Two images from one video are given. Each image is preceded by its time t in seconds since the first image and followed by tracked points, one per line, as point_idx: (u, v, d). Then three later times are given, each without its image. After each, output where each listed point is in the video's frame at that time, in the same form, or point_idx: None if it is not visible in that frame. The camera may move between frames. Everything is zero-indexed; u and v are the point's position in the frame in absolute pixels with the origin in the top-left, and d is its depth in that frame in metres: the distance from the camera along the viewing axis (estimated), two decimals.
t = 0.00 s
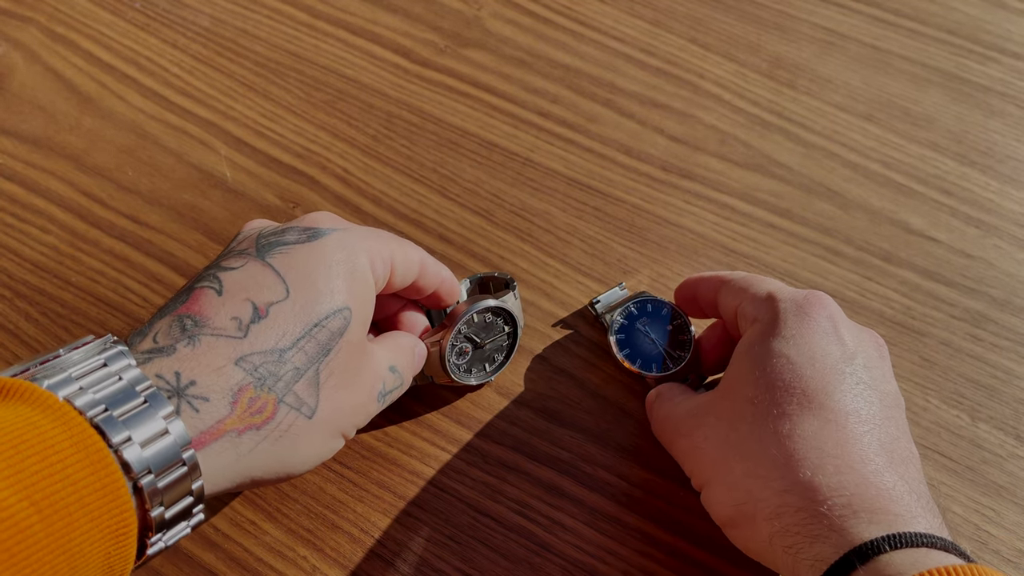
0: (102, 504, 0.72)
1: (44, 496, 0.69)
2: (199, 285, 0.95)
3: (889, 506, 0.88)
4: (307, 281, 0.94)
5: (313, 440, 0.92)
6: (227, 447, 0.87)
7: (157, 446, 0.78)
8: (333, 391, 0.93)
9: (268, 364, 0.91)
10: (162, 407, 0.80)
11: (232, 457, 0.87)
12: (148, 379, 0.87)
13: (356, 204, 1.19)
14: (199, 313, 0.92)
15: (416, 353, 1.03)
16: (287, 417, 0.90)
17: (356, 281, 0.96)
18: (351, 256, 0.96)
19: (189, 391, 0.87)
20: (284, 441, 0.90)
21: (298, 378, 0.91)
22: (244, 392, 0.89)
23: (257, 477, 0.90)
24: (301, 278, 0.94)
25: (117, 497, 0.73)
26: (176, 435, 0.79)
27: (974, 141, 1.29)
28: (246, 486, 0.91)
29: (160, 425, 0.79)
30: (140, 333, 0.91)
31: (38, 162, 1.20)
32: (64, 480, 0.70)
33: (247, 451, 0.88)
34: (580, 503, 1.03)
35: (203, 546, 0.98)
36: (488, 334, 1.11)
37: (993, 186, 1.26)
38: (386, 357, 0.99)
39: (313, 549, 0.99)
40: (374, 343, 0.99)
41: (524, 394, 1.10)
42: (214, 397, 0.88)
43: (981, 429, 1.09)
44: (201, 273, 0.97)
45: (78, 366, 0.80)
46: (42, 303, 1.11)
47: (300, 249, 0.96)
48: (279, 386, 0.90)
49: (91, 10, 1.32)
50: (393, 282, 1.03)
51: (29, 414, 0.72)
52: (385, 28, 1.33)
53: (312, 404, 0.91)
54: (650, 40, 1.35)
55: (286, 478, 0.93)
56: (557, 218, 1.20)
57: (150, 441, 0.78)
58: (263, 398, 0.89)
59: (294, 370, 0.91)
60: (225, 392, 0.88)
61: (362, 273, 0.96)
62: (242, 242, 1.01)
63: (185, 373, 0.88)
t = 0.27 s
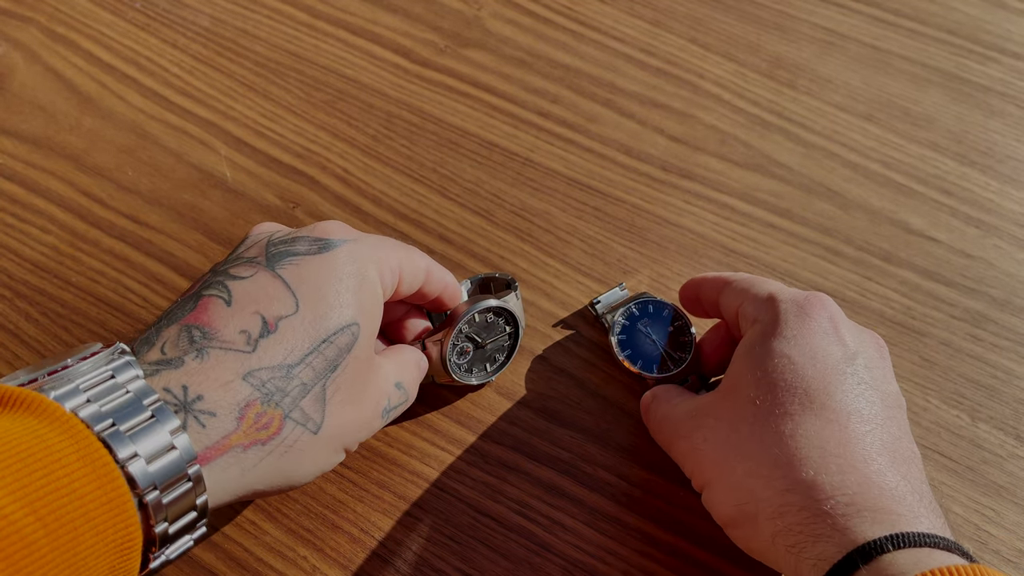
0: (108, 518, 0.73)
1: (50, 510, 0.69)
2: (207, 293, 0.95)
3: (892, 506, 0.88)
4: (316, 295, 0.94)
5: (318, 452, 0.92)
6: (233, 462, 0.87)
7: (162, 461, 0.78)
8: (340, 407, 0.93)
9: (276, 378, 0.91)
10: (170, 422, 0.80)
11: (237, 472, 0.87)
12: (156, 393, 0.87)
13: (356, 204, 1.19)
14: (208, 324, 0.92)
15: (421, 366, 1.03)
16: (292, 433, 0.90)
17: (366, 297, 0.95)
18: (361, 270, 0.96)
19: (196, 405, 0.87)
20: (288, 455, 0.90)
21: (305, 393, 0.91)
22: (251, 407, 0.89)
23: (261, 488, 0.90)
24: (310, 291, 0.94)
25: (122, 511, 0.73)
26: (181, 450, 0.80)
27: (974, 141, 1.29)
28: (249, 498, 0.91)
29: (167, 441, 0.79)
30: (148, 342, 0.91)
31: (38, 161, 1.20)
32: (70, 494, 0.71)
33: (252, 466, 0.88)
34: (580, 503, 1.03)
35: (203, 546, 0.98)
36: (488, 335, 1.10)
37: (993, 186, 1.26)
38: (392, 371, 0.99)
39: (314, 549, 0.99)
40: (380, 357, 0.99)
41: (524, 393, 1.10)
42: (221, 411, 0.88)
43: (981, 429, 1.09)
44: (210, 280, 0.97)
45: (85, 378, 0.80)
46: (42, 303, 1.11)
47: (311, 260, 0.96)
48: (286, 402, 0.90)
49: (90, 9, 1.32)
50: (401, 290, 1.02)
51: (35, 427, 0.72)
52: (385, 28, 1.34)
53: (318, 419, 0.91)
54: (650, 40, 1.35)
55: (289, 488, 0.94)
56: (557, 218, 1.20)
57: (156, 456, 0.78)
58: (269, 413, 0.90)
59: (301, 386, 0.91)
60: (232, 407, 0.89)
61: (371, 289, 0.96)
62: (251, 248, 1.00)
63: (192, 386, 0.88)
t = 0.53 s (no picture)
0: (106, 515, 0.73)
1: (47, 509, 0.69)
2: (204, 287, 0.95)
3: (915, 506, 0.88)
4: (313, 288, 0.94)
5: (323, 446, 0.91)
6: (232, 458, 0.87)
7: (160, 458, 0.78)
8: (340, 401, 0.93)
9: (274, 373, 0.91)
10: (167, 418, 0.80)
11: (238, 466, 0.88)
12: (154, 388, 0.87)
13: (356, 204, 1.19)
14: (204, 319, 0.92)
15: (424, 360, 1.03)
16: (292, 427, 0.90)
17: (364, 290, 0.95)
18: (358, 261, 0.96)
19: (194, 401, 0.87)
20: (289, 450, 0.90)
21: (304, 388, 0.91)
22: (249, 402, 0.89)
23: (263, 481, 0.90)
24: (307, 285, 0.94)
25: (121, 508, 0.73)
26: (179, 446, 0.79)
27: (974, 141, 1.29)
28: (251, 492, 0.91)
29: (165, 437, 0.79)
30: (145, 337, 0.91)
31: (38, 162, 1.20)
32: (68, 492, 0.71)
33: (252, 460, 0.88)
34: (580, 503, 1.03)
35: (203, 546, 0.98)
36: (489, 334, 1.11)
37: (992, 186, 1.26)
38: (393, 366, 0.99)
39: (314, 549, 0.99)
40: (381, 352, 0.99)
41: (523, 393, 1.10)
42: (219, 407, 0.88)
43: (981, 429, 1.09)
44: (205, 274, 0.97)
45: (82, 374, 0.79)
46: (42, 303, 1.11)
47: (307, 253, 0.96)
48: (285, 397, 0.90)
49: (91, 10, 1.32)
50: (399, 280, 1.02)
51: (32, 425, 0.72)
52: (385, 28, 1.34)
53: (318, 413, 0.91)
54: (650, 41, 1.35)
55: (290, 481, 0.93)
56: (557, 218, 1.20)
57: (154, 453, 0.78)
58: (268, 408, 0.90)
59: (299, 381, 0.91)
60: (230, 402, 0.89)
61: (369, 281, 0.96)
62: (247, 240, 1.01)
63: (190, 382, 0.88)
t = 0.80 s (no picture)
0: (96, 510, 0.73)
1: (36, 505, 0.70)
2: (192, 280, 0.95)
3: (965, 515, 0.85)
4: (302, 280, 0.94)
5: (311, 438, 0.91)
6: (224, 451, 0.88)
7: (149, 451, 0.78)
8: (332, 396, 0.92)
9: (263, 366, 0.91)
10: (158, 413, 0.80)
11: (230, 460, 0.88)
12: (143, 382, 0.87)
13: (356, 204, 1.20)
14: (193, 312, 0.92)
15: (420, 354, 1.03)
16: (283, 420, 0.90)
17: (356, 283, 0.95)
18: (348, 253, 0.96)
19: (182, 394, 0.87)
20: (282, 444, 0.90)
21: (295, 381, 0.91)
22: (238, 396, 0.89)
23: (258, 473, 0.91)
24: (296, 276, 0.94)
25: (111, 502, 0.74)
26: (169, 440, 0.79)
27: (973, 141, 1.29)
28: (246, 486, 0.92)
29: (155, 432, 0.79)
30: (134, 331, 0.91)
31: (38, 162, 1.20)
32: (57, 487, 0.71)
33: (244, 454, 0.89)
34: (581, 503, 1.03)
35: (203, 546, 0.98)
36: (489, 335, 1.11)
37: (992, 186, 1.26)
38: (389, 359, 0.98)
39: (314, 550, 0.99)
40: (376, 347, 0.99)
41: (523, 393, 1.10)
42: (209, 400, 0.88)
43: (981, 429, 1.09)
44: (195, 267, 0.96)
45: (70, 368, 0.79)
46: (42, 303, 1.11)
47: (295, 244, 0.96)
48: (276, 389, 0.90)
49: (91, 9, 1.32)
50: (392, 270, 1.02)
51: (21, 420, 0.72)
52: (385, 28, 1.34)
53: (310, 407, 0.91)
54: (650, 41, 1.35)
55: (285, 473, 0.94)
56: (557, 218, 1.20)
57: (144, 448, 0.78)
58: (258, 401, 0.90)
59: (290, 374, 0.91)
60: (220, 396, 0.89)
61: (359, 273, 0.95)
62: (236, 233, 1.00)
63: (178, 375, 0.88)
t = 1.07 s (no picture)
0: (39, 461, 0.72)
1: None
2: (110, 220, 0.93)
3: None
4: (202, 183, 0.92)
5: (269, 283, 0.88)
6: (138, 364, 0.85)
7: (91, 406, 0.77)
8: (247, 265, 0.89)
9: (165, 269, 0.89)
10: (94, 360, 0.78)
11: (152, 372, 0.85)
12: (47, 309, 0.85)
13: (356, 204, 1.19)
14: (101, 242, 0.90)
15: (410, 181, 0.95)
16: (197, 316, 0.87)
17: (250, 163, 0.93)
18: (252, 150, 0.94)
19: (88, 311, 0.85)
20: (205, 340, 0.87)
21: (202, 274, 0.88)
22: (144, 300, 0.87)
23: (194, 381, 0.87)
24: (198, 186, 0.92)
25: (57, 454, 0.73)
26: (112, 394, 0.78)
27: (974, 141, 1.29)
28: (181, 404, 0.88)
29: (96, 384, 0.78)
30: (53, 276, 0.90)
31: (37, 161, 1.20)
32: None
33: (165, 361, 0.86)
34: (581, 504, 1.03)
35: (203, 546, 0.98)
36: (489, 335, 1.09)
37: (993, 186, 1.26)
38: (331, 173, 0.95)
39: (313, 550, 0.99)
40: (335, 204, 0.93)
41: (523, 393, 1.10)
42: (116, 313, 0.86)
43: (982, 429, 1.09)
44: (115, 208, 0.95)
45: None
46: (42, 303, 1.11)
47: (200, 160, 0.94)
48: (181, 287, 0.88)
49: (90, 9, 1.32)
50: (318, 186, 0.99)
51: None
52: (385, 28, 1.34)
53: (225, 297, 0.88)
54: (650, 40, 1.35)
55: (234, 391, 0.90)
56: (557, 218, 1.20)
57: (85, 401, 0.76)
58: (166, 303, 0.87)
59: (195, 268, 0.89)
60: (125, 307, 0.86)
61: (250, 149, 0.94)
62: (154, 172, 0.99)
63: (82, 295, 0.86)
